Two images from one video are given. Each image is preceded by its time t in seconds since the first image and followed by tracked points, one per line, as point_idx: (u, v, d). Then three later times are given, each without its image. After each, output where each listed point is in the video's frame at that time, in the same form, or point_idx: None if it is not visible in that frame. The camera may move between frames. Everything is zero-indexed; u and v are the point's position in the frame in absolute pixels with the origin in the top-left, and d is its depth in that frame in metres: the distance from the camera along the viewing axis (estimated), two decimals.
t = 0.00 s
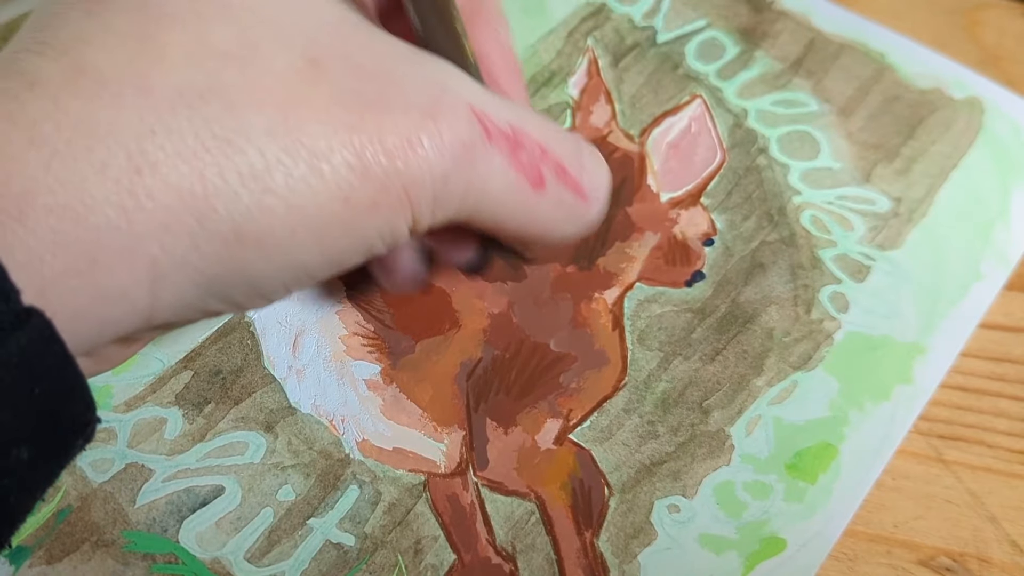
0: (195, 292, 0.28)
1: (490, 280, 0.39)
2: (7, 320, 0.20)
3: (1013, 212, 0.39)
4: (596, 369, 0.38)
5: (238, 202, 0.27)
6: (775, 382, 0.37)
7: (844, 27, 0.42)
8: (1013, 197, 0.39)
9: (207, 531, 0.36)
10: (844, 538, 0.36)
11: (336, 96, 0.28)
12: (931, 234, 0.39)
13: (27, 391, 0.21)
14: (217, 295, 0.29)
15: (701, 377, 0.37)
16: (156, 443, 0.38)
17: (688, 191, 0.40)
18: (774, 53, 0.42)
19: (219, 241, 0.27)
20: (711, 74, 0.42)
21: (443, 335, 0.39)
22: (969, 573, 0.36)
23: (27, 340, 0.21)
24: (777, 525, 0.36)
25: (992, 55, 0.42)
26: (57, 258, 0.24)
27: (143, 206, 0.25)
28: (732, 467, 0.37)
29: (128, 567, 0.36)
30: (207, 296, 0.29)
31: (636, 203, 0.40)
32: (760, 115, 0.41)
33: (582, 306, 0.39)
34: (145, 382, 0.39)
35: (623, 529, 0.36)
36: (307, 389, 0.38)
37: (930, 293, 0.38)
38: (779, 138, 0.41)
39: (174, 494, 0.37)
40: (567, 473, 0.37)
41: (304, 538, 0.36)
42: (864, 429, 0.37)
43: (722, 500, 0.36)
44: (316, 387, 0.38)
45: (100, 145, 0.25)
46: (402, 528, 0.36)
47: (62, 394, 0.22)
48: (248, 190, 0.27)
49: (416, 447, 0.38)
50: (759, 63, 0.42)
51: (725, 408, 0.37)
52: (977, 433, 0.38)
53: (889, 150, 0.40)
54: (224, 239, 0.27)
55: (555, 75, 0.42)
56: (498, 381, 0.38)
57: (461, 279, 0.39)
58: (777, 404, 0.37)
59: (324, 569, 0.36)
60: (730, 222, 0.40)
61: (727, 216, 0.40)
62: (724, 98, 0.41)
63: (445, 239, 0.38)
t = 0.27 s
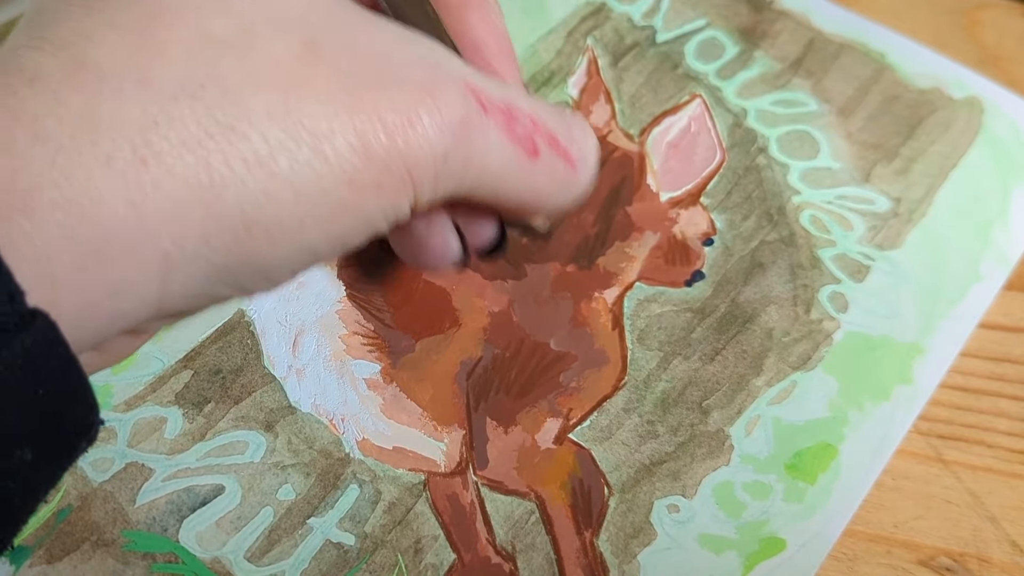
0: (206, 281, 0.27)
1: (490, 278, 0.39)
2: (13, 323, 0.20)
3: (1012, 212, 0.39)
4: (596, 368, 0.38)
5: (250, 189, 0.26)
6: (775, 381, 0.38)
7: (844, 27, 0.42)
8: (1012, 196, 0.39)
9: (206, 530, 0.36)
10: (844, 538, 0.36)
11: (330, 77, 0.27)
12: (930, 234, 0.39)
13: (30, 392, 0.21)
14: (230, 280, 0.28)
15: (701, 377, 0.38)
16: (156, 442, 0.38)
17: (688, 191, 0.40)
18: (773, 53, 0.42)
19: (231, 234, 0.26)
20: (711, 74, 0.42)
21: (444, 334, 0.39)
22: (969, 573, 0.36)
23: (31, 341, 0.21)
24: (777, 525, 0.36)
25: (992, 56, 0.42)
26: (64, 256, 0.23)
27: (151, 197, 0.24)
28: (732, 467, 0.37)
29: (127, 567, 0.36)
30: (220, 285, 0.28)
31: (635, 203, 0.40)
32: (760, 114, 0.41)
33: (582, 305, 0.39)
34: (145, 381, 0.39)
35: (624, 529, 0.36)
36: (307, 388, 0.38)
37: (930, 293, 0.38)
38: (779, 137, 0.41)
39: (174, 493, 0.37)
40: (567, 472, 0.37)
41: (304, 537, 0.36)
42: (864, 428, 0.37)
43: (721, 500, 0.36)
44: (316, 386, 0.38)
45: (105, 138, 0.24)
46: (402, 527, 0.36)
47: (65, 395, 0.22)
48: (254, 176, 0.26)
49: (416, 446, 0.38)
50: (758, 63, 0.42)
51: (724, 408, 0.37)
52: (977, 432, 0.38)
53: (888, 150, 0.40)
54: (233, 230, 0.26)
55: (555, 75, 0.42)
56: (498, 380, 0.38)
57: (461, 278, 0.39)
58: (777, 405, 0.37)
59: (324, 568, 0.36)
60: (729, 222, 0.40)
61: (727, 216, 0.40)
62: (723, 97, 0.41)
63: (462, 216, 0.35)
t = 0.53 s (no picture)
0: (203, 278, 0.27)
1: (491, 276, 0.39)
2: None
3: (1007, 217, 0.38)
4: (595, 368, 0.38)
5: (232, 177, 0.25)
6: (774, 382, 0.38)
7: (842, 31, 0.40)
8: (1009, 199, 0.38)
9: (207, 528, 0.38)
10: (844, 538, 0.38)
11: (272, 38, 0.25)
12: (929, 237, 0.38)
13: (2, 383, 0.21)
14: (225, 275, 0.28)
15: (700, 377, 0.38)
16: (156, 438, 0.39)
17: (688, 191, 0.39)
18: (773, 54, 0.40)
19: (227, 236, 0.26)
20: (711, 74, 0.40)
21: (443, 333, 0.39)
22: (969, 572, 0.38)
23: None
24: (776, 525, 0.37)
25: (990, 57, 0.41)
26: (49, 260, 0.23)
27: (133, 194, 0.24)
28: (731, 467, 0.38)
29: (128, 563, 0.38)
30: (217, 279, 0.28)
31: (635, 203, 0.39)
32: (760, 116, 0.39)
33: (583, 303, 0.39)
34: (145, 375, 0.39)
35: (623, 528, 0.38)
36: (307, 386, 0.39)
37: (929, 294, 0.38)
38: (778, 139, 0.39)
39: (175, 491, 0.38)
40: (567, 472, 0.38)
41: (304, 537, 0.38)
42: (862, 428, 0.38)
43: (721, 500, 0.38)
44: (316, 384, 0.39)
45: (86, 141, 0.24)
46: (401, 527, 0.38)
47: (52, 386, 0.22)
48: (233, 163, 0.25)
49: (415, 446, 0.39)
50: (758, 64, 0.40)
51: (723, 408, 0.38)
52: (978, 433, 0.39)
53: (886, 153, 0.39)
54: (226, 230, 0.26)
55: (555, 72, 0.40)
56: (497, 379, 0.38)
57: (460, 278, 0.39)
58: (776, 405, 0.38)
59: (324, 567, 0.38)
60: (729, 222, 0.39)
61: (725, 217, 0.39)
62: (723, 98, 0.40)
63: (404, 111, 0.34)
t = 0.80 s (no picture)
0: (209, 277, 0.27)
1: (491, 276, 0.39)
2: None
3: (1006, 219, 0.38)
4: (595, 368, 0.38)
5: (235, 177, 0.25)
6: (774, 382, 0.38)
7: (843, 30, 0.40)
8: (1007, 201, 0.38)
9: (207, 528, 0.38)
10: (844, 538, 0.38)
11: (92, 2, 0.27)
12: (929, 238, 0.38)
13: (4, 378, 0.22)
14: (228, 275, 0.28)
15: (700, 378, 0.38)
16: (156, 436, 0.39)
17: (688, 191, 0.39)
18: (773, 56, 0.40)
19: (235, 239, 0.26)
20: (711, 74, 0.40)
21: (443, 333, 0.39)
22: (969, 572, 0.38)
23: None
24: (776, 525, 0.37)
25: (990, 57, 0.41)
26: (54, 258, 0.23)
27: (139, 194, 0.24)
28: (731, 467, 0.38)
29: (129, 561, 0.38)
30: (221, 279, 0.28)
31: (635, 203, 0.39)
32: (759, 116, 0.39)
33: (582, 303, 0.39)
34: (145, 373, 0.39)
35: (623, 528, 0.38)
36: (307, 386, 0.39)
37: (930, 294, 0.38)
38: (778, 140, 0.39)
39: (175, 489, 0.38)
40: (567, 472, 0.38)
41: (304, 536, 0.38)
42: (862, 428, 0.38)
43: (721, 500, 0.38)
44: (315, 383, 0.39)
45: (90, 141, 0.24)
46: (401, 527, 0.38)
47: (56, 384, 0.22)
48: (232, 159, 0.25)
49: (415, 446, 0.39)
50: (757, 64, 0.40)
51: (723, 408, 0.38)
52: (978, 433, 0.39)
53: (885, 154, 0.39)
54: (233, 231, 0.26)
55: (556, 72, 0.40)
56: (497, 378, 0.38)
57: (461, 277, 0.39)
58: (776, 405, 0.38)
59: (324, 567, 0.38)
60: (728, 223, 0.39)
61: (725, 218, 0.39)
62: (723, 98, 0.40)
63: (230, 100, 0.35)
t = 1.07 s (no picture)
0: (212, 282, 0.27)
1: (490, 277, 0.39)
2: None
3: (1006, 219, 0.38)
4: (594, 369, 0.38)
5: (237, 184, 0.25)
6: (774, 382, 0.38)
7: (842, 32, 0.40)
8: (1008, 200, 0.38)
9: (206, 530, 0.38)
10: (845, 540, 0.38)
11: None
12: (931, 237, 0.38)
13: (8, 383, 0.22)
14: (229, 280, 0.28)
15: (699, 378, 0.38)
16: (156, 438, 0.39)
17: (687, 192, 0.39)
18: (771, 57, 0.40)
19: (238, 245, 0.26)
20: (710, 76, 0.40)
21: (442, 334, 0.39)
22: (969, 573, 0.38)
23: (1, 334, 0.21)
24: (777, 522, 0.38)
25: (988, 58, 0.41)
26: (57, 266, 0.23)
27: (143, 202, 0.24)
28: (731, 466, 0.38)
29: (128, 563, 0.38)
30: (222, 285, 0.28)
31: (634, 204, 0.39)
32: (758, 118, 0.40)
33: (582, 304, 0.39)
34: (145, 374, 0.39)
35: (623, 528, 0.38)
36: (306, 387, 0.39)
37: (931, 293, 0.38)
38: (777, 141, 0.39)
39: (174, 491, 0.38)
40: (567, 472, 0.38)
41: (304, 538, 0.38)
42: (862, 427, 0.38)
43: (722, 498, 0.38)
44: (315, 384, 0.39)
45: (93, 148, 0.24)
46: (401, 527, 0.39)
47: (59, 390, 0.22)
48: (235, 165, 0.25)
49: (415, 446, 0.39)
50: (756, 66, 0.40)
51: (723, 408, 0.38)
52: (978, 434, 0.39)
53: (885, 156, 0.39)
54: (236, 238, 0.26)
55: (555, 73, 0.40)
56: (496, 379, 0.38)
57: (461, 278, 0.39)
58: (775, 405, 0.38)
59: (324, 568, 0.38)
60: (727, 225, 0.39)
61: (724, 219, 0.39)
62: (722, 100, 0.40)
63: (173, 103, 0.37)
